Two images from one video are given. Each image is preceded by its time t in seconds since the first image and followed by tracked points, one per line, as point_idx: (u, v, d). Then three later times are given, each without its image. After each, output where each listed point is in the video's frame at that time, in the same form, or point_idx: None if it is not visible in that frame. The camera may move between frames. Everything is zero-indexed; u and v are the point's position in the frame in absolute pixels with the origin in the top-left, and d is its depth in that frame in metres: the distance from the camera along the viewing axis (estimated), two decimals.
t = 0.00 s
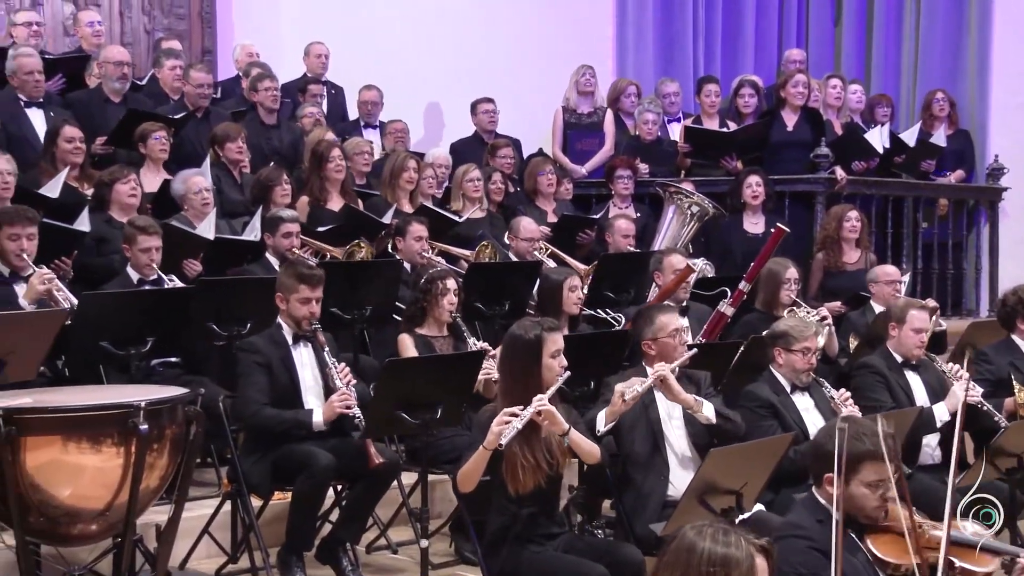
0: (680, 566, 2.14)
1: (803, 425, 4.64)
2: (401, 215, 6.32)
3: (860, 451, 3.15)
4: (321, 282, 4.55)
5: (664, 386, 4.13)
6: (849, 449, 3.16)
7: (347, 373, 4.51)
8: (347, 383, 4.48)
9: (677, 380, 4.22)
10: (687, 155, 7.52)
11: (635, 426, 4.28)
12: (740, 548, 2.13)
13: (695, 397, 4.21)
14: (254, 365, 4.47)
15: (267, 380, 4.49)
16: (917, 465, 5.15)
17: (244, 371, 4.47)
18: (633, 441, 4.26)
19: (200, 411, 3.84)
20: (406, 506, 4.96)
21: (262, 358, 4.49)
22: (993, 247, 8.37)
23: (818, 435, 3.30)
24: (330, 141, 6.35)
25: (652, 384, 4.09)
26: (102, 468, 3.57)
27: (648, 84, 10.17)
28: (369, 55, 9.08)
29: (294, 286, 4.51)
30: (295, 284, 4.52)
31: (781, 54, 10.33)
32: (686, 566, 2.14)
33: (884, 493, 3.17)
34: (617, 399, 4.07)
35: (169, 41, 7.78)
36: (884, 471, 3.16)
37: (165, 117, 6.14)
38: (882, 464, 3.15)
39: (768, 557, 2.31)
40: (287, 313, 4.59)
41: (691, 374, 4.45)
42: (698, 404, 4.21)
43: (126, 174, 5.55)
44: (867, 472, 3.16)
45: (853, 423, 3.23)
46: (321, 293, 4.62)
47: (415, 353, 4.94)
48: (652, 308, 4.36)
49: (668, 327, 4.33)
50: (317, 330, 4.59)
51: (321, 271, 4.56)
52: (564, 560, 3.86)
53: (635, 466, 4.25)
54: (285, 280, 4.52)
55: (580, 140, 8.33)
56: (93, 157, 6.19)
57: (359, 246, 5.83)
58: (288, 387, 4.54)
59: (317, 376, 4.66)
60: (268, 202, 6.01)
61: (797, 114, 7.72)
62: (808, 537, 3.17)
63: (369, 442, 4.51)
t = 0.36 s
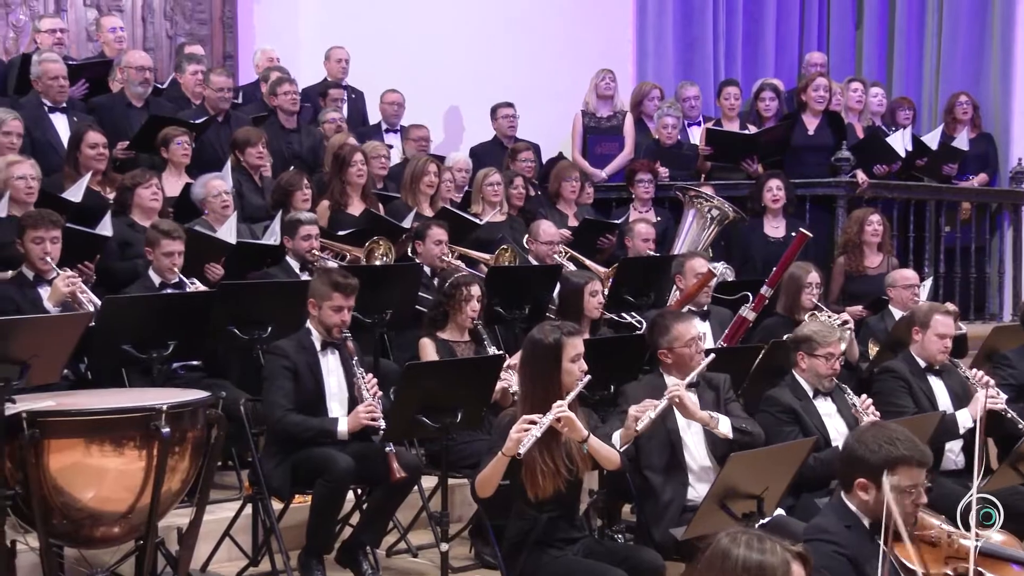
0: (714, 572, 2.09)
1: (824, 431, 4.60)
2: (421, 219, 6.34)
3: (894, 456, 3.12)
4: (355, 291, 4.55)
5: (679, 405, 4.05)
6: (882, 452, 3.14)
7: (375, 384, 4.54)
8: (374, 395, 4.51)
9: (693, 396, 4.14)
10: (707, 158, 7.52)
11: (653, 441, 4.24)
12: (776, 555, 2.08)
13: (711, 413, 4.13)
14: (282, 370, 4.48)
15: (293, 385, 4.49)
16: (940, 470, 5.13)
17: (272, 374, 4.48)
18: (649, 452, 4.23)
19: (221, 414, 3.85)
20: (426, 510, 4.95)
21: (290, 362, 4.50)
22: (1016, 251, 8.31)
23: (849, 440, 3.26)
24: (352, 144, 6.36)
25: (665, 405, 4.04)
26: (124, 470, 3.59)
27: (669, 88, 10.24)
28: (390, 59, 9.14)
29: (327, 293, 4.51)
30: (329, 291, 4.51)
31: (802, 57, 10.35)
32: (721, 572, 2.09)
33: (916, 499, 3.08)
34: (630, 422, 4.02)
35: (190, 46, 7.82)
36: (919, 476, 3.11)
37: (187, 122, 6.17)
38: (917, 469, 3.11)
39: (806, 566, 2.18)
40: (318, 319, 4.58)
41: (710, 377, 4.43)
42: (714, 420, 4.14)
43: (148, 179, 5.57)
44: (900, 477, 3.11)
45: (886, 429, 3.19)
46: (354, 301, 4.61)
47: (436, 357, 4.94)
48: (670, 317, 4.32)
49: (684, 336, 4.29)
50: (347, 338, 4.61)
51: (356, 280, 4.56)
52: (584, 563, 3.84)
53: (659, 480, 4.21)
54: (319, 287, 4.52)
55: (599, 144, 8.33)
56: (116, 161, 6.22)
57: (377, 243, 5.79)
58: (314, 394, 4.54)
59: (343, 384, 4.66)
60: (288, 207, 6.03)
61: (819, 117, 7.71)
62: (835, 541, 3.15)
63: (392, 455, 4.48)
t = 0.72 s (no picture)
0: None
1: (845, 434, 4.59)
2: (441, 223, 6.35)
3: (926, 454, 3.02)
4: (377, 296, 4.54)
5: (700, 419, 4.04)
6: (913, 451, 3.03)
7: (393, 391, 4.52)
8: (391, 402, 4.49)
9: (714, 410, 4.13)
10: (728, 161, 7.52)
11: (675, 446, 4.23)
12: None
13: (732, 427, 4.12)
14: (302, 373, 4.51)
15: (312, 390, 4.52)
16: (964, 475, 5.09)
17: (291, 378, 4.51)
18: (672, 459, 4.22)
19: (242, 417, 3.87)
20: (447, 513, 4.93)
21: (310, 366, 4.53)
22: None
23: (874, 442, 3.14)
24: (374, 148, 6.38)
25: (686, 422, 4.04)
26: (147, 472, 3.60)
27: (689, 91, 10.20)
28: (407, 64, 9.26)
29: (350, 298, 4.51)
30: (351, 296, 4.51)
31: (824, 60, 10.37)
32: None
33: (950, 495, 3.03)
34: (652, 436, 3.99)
35: (212, 51, 7.86)
36: (949, 472, 3.04)
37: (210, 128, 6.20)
38: (946, 463, 3.04)
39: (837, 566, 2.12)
40: (340, 323, 4.59)
41: (732, 382, 4.41)
42: (736, 434, 4.13)
43: (169, 185, 5.60)
44: (932, 474, 3.02)
45: (912, 428, 3.09)
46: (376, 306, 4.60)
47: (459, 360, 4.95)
48: (693, 326, 4.27)
49: (708, 345, 4.26)
50: (368, 343, 4.58)
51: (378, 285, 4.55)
52: (603, 567, 3.83)
53: (681, 489, 4.20)
54: (342, 291, 4.52)
55: (621, 147, 8.33)
56: (138, 166, 6.26)
57: (399, 251, 5.82)
58: (334, 396, 4.56)
59: (363, 388, 4.67)
60: (310, 211, 6.05)
61: (840, 121, 7.70)
62: (863, 542, 2.98)
63: (405, 463, 4.41)
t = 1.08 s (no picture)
0: None
1: (865, 437, 4.56)
2: (461, 225, 6.36)
3: (946, 449, 3.00)
4: (394, 298, 4.55)
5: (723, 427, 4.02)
6: (933, 447, 3.01)
7: (410, 394, 4.52)
8: (410, 404, 4.49)
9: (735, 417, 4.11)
10: (748, 162, 7.51)
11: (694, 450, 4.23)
12: None
13: (754, 435, 4.10)
14: (320, 376, 4.52)
15: (330, 393, 4.53)
16: (986, 478, 5.06)
17: (311, 381, 4.52)
18: (693, 466, 4.21)
19: (262, 419, 3.87)
20: (467, 515, 4.92)
21: (328, 369, 4.54)
22: None
23: (891, 443, 3.12)
24: (395, 150, 6.40)
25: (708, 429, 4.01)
26: (168, 474, 3.62)
27: (709, 92, 10.24)
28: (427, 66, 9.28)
29: (367, 301, 4.52)
30: (369, 299, 4.52)
31: (844, 61, 10.28)
32: None
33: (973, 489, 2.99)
34: (675, 443, 4.00)
35: (233, 53, 7.89)
36: (970, 465, 3.01)
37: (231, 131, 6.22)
38: (967, 458, 3.02)
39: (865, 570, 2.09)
40: (358, 325, 4.61)
41: (752, 386, 4.40)
42: (757, 441, 4.10)
43: (189, 189, 5.62)
44: (953, 468, 3.00)
45: (929, 426, 3.07)
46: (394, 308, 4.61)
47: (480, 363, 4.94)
48: (716, 330, 4.28)
49: (731, 350, 4.27)
50: (385, 345, 4.62)
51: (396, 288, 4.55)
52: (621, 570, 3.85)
53: (700, 493, 4.19)
54: (360, 294, 4.52)
55: (640, 149, 8.39)
56: (160, 168, 6.29)
57: (424, 264, 5.90)
58: (353, 396, 4.57)
59: (383, 390, 4.67)
60: (330, 213, 6.07)
61: (861, 123, 7.67)
62: (886, 543, 2.95)
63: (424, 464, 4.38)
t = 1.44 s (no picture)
0: None
1: (886, 438, 4.54)
2: (479, 225, 6.36)
3: (967, 447, 3.05)
4: (409, 293, 4.54)
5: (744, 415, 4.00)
6: (955, 444, 3.05)
7: (431, 385, 4.52)
8: (431, 396, 4.49)
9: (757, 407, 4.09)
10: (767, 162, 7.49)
11: (714, 448, 4.19)
12: None
13: (776, 425, 4.08)
14: (340, 375, 4.52)
15: (351, 391, 4.52)
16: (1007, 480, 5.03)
17: (330, 381, 4.51)
18: (711, 462, 4.17)
19: (281, 419, 3.89)
20: (485, 515, 4.91)
21: (347, 368, 4.53)
22: None
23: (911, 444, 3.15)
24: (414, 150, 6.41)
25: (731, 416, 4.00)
26: (188, 475, 3.63)
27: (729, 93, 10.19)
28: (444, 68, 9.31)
29: (382, 297, 4.51)
30: (383, 295, 4.51)
31: (864, 61, 10.24)
32: None
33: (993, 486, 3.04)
34: (698, 428, 3.95)
35: (253, 55, 7.92)
36: (988, 463, 3.07)
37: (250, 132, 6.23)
38: (985, 456, 3.07)
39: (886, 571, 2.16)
40: (374, 323, 4.59)
41: (771, 386, 4.36)
42: (779, 433, 4.08)
43: (208, 188, 5.64)
44: (974, 465, 3.04)
45: (948, 426, 3.12)
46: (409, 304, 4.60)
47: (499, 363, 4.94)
48: (738, 324, 4.26)
49: (752, 344, 4.25)
50: (403, 342, 4.59)
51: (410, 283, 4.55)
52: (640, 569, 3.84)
53: (719, 491, 4.16)
54: (373, 291, 4.51)
55: (659, 149, 8.39)
56: (180, 169, 6.31)
57: (438, 257, 5.84)
58: (373, 395, 4.56)
59: (401, 387, 4.69)
60: (349, 214, 6.08)
61: (881, 122, 7.66)
62: (911, 540, 2.93)
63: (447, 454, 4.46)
